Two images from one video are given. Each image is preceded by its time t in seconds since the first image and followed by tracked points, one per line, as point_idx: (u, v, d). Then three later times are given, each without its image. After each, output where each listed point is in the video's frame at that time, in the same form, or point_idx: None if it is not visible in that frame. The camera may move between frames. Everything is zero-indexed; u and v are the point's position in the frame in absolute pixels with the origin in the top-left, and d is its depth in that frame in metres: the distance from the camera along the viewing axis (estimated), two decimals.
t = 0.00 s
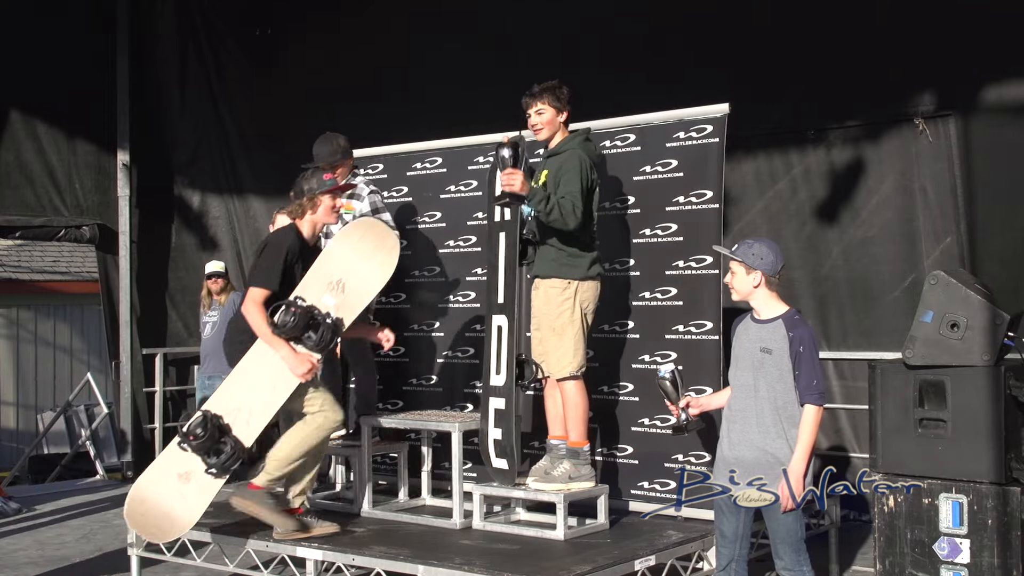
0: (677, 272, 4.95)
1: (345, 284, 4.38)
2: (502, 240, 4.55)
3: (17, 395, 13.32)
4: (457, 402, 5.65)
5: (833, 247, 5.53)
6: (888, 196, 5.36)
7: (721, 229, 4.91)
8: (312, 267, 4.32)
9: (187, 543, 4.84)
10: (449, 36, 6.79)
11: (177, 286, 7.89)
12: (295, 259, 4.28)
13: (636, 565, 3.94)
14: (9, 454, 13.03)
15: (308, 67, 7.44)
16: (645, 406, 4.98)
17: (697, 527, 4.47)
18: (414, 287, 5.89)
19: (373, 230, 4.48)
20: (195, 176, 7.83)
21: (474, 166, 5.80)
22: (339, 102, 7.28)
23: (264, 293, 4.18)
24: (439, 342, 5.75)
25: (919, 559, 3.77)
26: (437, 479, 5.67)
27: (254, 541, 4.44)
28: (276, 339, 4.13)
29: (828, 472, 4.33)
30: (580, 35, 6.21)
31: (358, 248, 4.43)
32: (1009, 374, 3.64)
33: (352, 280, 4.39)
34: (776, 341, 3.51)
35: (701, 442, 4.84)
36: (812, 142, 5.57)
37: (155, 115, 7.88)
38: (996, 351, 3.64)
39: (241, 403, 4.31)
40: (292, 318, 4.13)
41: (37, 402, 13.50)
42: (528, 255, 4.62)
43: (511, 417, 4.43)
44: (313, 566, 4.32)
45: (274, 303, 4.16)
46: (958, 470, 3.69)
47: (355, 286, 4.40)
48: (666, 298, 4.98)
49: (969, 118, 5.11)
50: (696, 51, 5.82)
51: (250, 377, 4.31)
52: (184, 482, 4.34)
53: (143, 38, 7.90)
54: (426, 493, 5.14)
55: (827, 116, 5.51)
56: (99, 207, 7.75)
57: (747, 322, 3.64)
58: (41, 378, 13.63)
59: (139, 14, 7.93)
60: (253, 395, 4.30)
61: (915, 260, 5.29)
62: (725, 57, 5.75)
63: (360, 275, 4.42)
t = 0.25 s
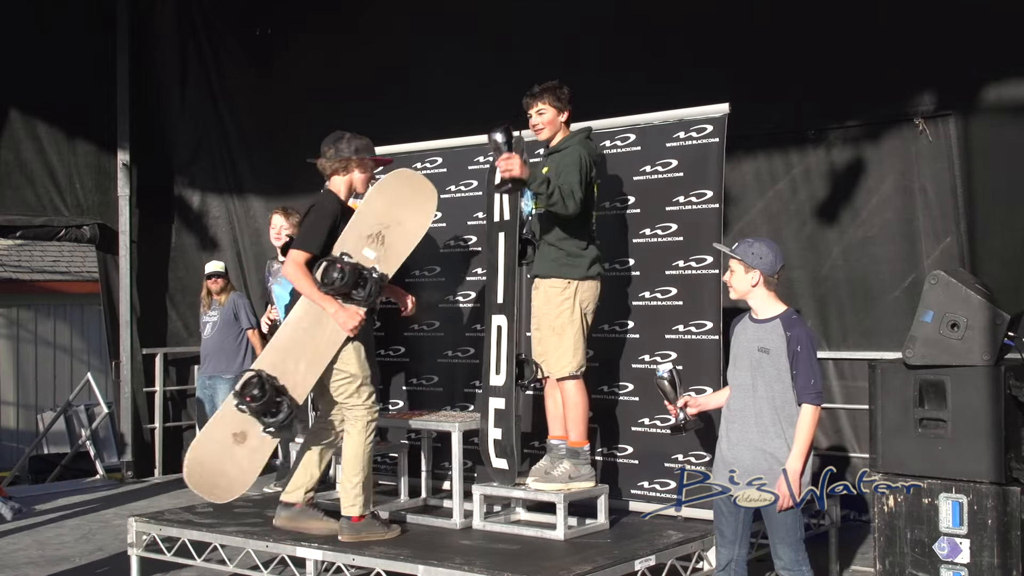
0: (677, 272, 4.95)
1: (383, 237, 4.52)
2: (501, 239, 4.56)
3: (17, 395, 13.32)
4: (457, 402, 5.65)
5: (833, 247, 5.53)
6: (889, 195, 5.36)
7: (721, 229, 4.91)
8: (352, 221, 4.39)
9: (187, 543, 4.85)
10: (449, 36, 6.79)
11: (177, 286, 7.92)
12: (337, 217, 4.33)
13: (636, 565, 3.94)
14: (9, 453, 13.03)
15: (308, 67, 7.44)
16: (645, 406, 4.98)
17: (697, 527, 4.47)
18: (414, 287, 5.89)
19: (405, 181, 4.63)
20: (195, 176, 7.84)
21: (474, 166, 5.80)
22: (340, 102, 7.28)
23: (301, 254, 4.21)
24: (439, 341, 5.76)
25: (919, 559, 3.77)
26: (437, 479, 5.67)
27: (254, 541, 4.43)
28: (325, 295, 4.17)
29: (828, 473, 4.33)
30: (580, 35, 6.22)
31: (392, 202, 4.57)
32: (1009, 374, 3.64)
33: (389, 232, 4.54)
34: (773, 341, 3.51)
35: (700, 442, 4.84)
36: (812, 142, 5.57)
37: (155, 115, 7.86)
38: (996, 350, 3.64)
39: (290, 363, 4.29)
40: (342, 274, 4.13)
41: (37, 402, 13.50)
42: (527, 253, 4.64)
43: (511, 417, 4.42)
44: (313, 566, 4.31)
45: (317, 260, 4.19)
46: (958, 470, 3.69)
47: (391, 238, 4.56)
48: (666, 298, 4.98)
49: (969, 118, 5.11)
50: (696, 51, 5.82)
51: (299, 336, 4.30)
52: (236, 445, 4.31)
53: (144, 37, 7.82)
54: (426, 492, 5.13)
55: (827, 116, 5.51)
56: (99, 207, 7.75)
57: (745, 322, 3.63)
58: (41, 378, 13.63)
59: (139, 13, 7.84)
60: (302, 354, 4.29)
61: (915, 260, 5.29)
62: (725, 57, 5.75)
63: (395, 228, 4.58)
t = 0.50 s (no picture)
0: (677, 272, 4.95)
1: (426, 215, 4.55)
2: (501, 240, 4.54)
3: (17, 395, 13.32)
4: (457, 402, 5.65)
5: (833, 247, 5.54)
6: (888, 195, 5.36)
7: (721, 229, 4.91)
8: (395, 205, 4.39)
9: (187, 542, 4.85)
10: (449, 35, 6.79)
11: (177, 286, 7.92)
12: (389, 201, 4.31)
13: (636, 565, 3.94)
14: (9, 453, 13.03)
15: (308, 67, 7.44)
16: (645, 406, 4.99)
17: (697, 527, 4.47)
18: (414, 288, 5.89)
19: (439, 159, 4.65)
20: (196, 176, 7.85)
21: (474, 166, 5.80)
22: (340, 102, 7.28)
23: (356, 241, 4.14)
24: (439, 341, 5.76)
25: (919, 559, 3.77)
26: (437, 479, 5.68)
27: (255, 541, 4.43)
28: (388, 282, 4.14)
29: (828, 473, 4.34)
30: (580, 35, 6.21)
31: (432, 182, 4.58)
32: (1009, 374, 3.64)
33: (430, 212, 4.57)
34: (772, 341, 3.51)
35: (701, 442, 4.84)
36: (812, 142, 5.57)
37: (155, 115, 7.87)
38: (996, 351, 3.64)
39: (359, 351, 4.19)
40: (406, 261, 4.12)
41: (37, 402, 13.50)
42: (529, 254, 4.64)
43: (511, 417, 4.42)
44: (313, 566, 4.31)
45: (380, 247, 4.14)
46: (958, 470, 3.69)
47: (433, 217, 4.59)
48: (666, 298, 4.98)
49: (969, 117, 5.11)
50: (696, 51, 5.82)
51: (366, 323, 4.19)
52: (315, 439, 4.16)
53: (144, 38, 7.84)
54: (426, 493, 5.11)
55: (827, 116, 5.50)
56: (99, 207, 7.74)
57: (743, 322, 3.63)
58: (41, 378, 13.63)
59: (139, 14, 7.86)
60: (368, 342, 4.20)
61: (915, 259, 5.29)
62: (725, 57, 5.75)
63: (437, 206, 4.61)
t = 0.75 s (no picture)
0: (677, 272, 4.95)
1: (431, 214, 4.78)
2: (501, 240, 4.54)
3: (17, 395, 13.32)
4: (458, 402, 5.66)
5: (833, 247, 5.54)
6: (889, 195, 5.36)
7: (721, 229, 4.92)
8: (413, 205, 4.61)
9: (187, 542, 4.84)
10: (449, 35, 6.79)
11: (177, 286, 7.92)
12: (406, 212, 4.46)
13: (636, 565, 3.94)
14: (9, 454, 13.03)
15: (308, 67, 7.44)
16: (645, 406, 4.99)
17: (697, 527, 4.46)
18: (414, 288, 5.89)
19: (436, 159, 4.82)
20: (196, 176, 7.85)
21: (474, 166, 5.80)
22: (340, 102, 7.28)
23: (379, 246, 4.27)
24: (439, 342, 5.76)
25: (919, 559, 3.77)
26: (437, 479, 5.68)
27: (254, 541, 4.43)
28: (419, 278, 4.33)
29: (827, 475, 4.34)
30: (580, 35, 6.22)
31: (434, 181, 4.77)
32: (1009, 374, 3.64)
33: (436, 210, 4.80)
34: (771, 341, 3.50)
35: (700, 442, 4.84)
36: (812, 142, 5.57)
37: (155, 115, 7.86)
38: (996, 351, 3.64)
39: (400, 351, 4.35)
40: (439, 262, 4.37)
41: (37, 402, 13.51)
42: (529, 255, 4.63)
43: (511, 417, 4.42)
44: (313, 566, 4.31)
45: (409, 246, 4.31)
46: (958, 470, 3.69)
47: (440, 213, 4.83)
48: (666, 298, 4.98)
49: (969, 118, 5.11)
50: (696, 51, 5.82)
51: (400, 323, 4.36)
52: (380, 443, 4.30)
53: (143, 38, 7.84)
54: (426, 493, 5.11)
55: (826, 116, 5.51)
56: (99, 207, 7.74)
57: (742, 322, 3.63)
58: (41, 378, 13.64)
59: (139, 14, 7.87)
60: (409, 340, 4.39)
61: (915, 260, 5.29)
62: (725, 57, 5.75)
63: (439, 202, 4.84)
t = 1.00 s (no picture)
0: (677, 272, 4.95)
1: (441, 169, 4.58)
2: (502, 240, 4.55)
3: (17, 395, 13.32)
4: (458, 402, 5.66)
5: (833, 247, 5.54)
6: (889, 195, 5.36)
7: (721, 229, 4.92)
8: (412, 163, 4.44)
9: (187, 543, 4.84)
10: (448, 35, 6.79)
11: (177, 286, 7.92)
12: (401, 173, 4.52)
13: (636, 565, 3.94)
14: (9, 454, 13.02)
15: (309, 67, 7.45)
16: (645, 407, 4.99)
17: (697, 527, 4.47)
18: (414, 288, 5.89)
19: (439, 113, 4.59)
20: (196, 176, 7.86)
21: (474, 166, 5.79)
22: (340, 102, 7.29)
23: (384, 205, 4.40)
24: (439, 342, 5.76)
25: (919, 559, 3.77)
26: (437, 479, 5.68)
27: (254, 541, 4.43)
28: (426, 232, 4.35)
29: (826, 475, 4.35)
30: (580, 35, 6.22)
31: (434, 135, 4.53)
32: (1009, 374, 3.64)
33: (445, 163, 4.58)
34: (769, 341, 3.50)
35: (701, 442, 4.84)
36: (812, 142, 5.57)
37: (155, 115, 7.85)
38: (996, 351, 3.64)
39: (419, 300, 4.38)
40: (438, 213, 4.29)
41: (37, 402, 13.51)
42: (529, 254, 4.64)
43: (511, 417, 4.42)
44: (313, 566, 4.31)
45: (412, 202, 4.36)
46: (958, 470, 3.69)
47: (448, 167, 4.60)
48: (666, 298, 4.98)
49: (969, 118, 5.11)
50: (696, 51, 5.82)
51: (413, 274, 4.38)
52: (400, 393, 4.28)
53: (143, 38, 7.84)
54: (426, 493, 5.12)
55: (827, 116, 5.51)
56: (99, 207, 7.74)
57: (740, 322, 3.62)
58: (41, 378, 13.64)
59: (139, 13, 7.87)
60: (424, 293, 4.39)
61: (915, 259, 5.29)
62: (725, 57, 5.75)
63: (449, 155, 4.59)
